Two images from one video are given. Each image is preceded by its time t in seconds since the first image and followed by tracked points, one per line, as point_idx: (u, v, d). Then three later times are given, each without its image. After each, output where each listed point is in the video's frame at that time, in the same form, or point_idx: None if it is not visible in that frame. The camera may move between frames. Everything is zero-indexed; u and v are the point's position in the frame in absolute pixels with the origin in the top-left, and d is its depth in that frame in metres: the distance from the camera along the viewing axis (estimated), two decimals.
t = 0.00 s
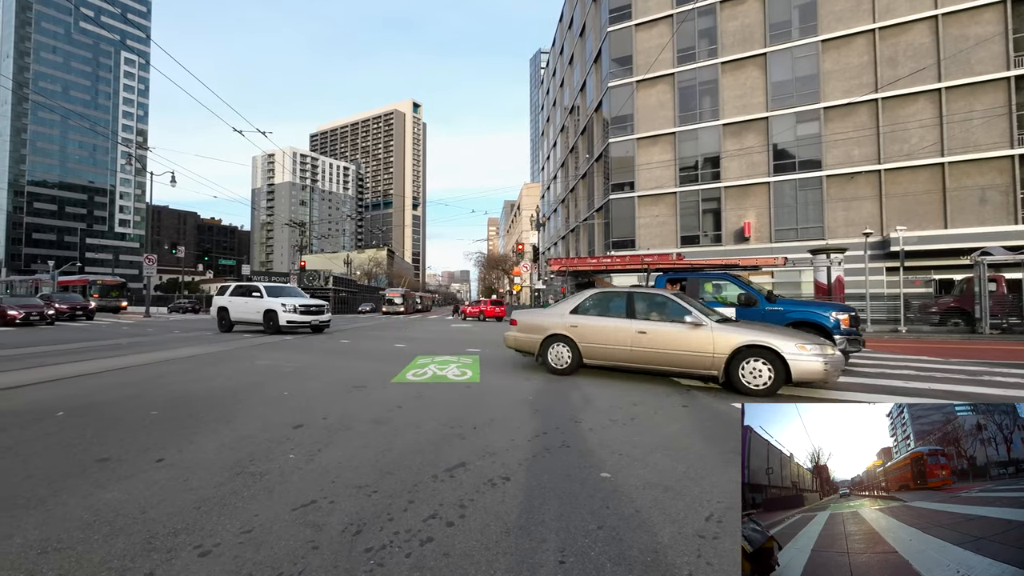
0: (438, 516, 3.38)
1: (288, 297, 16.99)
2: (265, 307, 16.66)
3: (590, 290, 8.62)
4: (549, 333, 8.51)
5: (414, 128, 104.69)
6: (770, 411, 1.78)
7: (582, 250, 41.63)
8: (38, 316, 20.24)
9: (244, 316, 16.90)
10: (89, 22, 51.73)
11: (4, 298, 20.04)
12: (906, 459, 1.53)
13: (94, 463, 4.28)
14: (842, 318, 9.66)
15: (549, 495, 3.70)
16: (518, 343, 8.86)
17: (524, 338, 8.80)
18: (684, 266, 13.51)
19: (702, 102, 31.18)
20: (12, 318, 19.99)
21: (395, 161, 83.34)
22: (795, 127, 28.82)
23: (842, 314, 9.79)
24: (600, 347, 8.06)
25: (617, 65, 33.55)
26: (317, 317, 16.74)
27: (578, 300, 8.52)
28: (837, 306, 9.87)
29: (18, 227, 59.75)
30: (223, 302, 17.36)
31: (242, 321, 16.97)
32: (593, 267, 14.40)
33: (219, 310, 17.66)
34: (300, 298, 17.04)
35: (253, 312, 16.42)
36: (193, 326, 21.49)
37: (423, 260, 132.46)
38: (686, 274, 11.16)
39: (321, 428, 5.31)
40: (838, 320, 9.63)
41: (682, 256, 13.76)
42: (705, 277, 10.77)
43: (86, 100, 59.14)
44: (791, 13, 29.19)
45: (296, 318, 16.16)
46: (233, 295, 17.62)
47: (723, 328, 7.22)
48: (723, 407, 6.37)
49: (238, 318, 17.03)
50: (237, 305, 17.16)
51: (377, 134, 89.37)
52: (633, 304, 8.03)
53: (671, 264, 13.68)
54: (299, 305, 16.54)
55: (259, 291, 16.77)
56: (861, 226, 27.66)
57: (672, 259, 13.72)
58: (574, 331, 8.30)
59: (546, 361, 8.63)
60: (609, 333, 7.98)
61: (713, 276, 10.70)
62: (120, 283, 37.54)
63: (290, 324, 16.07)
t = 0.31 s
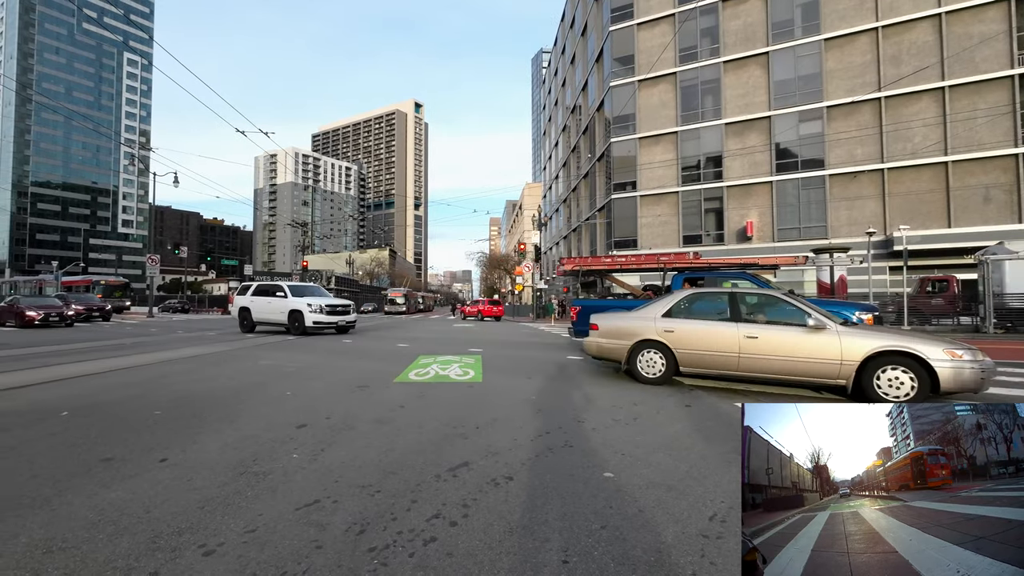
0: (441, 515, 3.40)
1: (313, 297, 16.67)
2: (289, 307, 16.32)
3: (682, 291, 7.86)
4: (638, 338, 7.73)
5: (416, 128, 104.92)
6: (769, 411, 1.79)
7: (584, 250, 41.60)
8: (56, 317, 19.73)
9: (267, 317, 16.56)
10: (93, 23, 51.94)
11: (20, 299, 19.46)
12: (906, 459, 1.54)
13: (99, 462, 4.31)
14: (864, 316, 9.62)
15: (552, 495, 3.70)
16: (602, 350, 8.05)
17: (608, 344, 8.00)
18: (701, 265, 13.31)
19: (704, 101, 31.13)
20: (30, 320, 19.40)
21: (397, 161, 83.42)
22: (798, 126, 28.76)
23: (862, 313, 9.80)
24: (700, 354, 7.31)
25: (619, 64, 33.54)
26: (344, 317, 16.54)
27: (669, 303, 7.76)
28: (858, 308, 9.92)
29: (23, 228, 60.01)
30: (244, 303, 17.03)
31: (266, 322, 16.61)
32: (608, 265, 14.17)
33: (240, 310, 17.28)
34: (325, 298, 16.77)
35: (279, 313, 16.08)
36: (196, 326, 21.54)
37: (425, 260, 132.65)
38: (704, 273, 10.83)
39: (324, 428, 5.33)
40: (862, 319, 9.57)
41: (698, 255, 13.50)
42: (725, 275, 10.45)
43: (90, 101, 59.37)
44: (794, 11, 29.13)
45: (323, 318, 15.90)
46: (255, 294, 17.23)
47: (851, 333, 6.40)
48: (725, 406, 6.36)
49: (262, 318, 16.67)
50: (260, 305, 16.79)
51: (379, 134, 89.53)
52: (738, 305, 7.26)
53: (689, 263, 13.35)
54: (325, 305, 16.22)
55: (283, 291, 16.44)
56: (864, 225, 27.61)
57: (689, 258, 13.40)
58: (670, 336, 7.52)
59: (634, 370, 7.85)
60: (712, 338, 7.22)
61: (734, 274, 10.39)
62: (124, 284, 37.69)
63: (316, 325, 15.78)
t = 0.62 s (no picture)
0: (443, 515, 3.41)
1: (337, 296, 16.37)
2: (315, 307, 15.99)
3: (792, 291, 7.17)
4: (749, 345, 7.01)
5: (418, 129, 105.11)
6: (770, 411, 1.79)
7: (586, 250, 41.54)
8: (78, 318, 19.44)
9: (291, 316, 16.22)
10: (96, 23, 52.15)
11: (41, 299, 19.06)
12: (906, 459, 1.54)
13: (102, 463, 4.32)
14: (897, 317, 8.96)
15: (554, 495, 3.71)
16: (704, 358, 7.36)
17: (712, 351, 7.31)
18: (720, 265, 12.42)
19: (706, 100, 31.06)
20: (51, 320, 19.10)
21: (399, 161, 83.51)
22: (801, 125, 28.69)
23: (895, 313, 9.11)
24: (825, 362, 6.64)
25: (620, 64, 33.50)
26: (370, 318, 16.34)
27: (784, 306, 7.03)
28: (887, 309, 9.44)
29: (26, 228, 60.29)
30: (266, 302, 16.66)
31: (291, 322, 16.27)
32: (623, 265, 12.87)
33: (262, 310, 16.87)
34: (350, 297, 16.51)
35: (305, 312, 15.76)
36: (199, 326, 21.57)
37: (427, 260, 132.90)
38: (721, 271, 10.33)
39: (326, 428, 5.34)
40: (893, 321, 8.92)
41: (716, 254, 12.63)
42: (743, 275, 10.03)
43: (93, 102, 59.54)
44: (796, 10, 29.07)
45: (351, 318, 15.66)
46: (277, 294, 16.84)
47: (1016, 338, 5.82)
48: (728, 406, 6.36)
49: (287, 318, 16.30)
50: (283, 305, 16.40)
51: (381, 134, 89.67)
52: (865, 308, 6.61)
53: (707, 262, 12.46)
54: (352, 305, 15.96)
55: (308, 290, 16.10)
56: (867, 224, 27.60)
57: (707, 257, 12.52)
58: (788, 342, 6.80)
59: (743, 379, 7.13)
60: (842, 345, 6.52)
61: (752, 274, 10.00)
62: (127, 284, 37.83)
63: (344, 325, 15.53)
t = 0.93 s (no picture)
0: (446, 515, 3.41)
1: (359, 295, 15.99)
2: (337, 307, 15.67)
3: (903, 290, 6.55)
4: (857, 350, 6.38)
5: (419, 129, 105.25)
6: (770, 411, 1.79)
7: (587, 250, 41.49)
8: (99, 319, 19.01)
9: (313, 317, 15.90)
10: (98, 25, 52.29)
11: (59, 299, 18.54)
12: (906, 458, 1.55)
13: (104, 462, 4.34)
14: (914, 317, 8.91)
15: (556, 495, 3.72)
16: (801, 363, 6.72)
17: (811, 356, 6.66)
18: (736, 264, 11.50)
19: (708, 99, 31.01)
20: (72, 322, 18.54)
21: (400, 162, 83.44)
22: (802, 125, 28.67)
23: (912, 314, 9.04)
24: (942, 369, 6.02)
25: (622, 63, 33.47)
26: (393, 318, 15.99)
27: (896, 306, 6.40)
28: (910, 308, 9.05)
29: (29, 229, 60.51)
30: (285, 303, 16.34)
31: (312, 322, 15.95)
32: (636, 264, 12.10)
33: (281, 310, 16.52)
34: (372, 295, 16.15)
35: (326, 312, 15.44)
36: (202, 326, 21.60)
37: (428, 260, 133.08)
38: (737, 271, 10.41)
39: (328, 428, 5.35)
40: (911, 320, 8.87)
41: (732, 252, 11.68)
42: (760, 275, 10.07)
43: (95, 102, 59.69)
44: (797, 9, 29.04)
45: (374, 319, 15.29)
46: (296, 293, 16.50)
47: None
48: (729, 406, 6.37)
49: (308, 318, 15.98)
50: (304, 305, 16.08)
51: (382, 135, 89.83)
52: (993, 308, 6.00)
53: (723, 260, 11.51)
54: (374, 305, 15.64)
55: (329, 289, 15.78)
56: (868, 224, 27.58)
57: (723, 255, 11.54)
58: (904, 346, 6.19)
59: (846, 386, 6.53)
60: (968, 351, 5.91)
61: (769, 274, 10.02)
62: (129, 284, 37.94)
63: (368, 325, 15.19)
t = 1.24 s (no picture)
0: (447, 515, 3.42)
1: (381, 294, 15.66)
2: (358, 307, 15.39)
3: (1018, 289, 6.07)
4: (971, 354, 5.95)
5: (420, 129, 105.35)
6: (770, 411, 1.80)
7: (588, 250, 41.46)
8: (122, 321, 18.13)
9: (334, 317, 15.64)
10: (99, 25, 52.34)
11: (81, 298, 17.89)
12: (907, 459, 1.55)
13: (106, 462, 4.35)
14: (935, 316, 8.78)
15: (557, 494, 3.72)
16: (904, 370, 6.32)
17: (915, 362, 6.25)
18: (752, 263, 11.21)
19: (709, 99, 30.99)
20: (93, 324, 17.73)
21: (401, 161, 83.47)
22: (803, 124, 28.67)
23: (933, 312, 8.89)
24: None
25: (623, 63, 33.45)
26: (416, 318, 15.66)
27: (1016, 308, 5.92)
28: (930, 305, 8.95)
29: (30, 229, 60.62)
30: (305, 302, 16.07)
31: (333, 322, 15.69)
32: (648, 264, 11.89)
33: (298, 310, 16.22)
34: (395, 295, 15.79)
35: (347, 313, 15.17)
36: (203, 326, 21.61)
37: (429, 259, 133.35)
38: (753, 270, 10.41)
39: (329, 428, 5.36)
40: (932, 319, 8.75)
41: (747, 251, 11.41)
42: (776, 274, 10.05)
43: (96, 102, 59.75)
44: (798, 8, 29.01)
45: (397, 320, 14.95)
46: (315, 292, 16.20)
47: None
48: (731, 406, 6.37)
49: (328, 318, 15.71)
50: (323, 304, 15.79)
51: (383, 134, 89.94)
52: None
53: (737, 259, 11.25)
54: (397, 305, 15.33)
55: (350, 288, 15.48)
56: (870, 223, 27.57)
57: (738, 255, 11.28)
58: (1023, 351, 5.78)
59: (956, 393, 6.10)
60: None
61: (786, 273, 9.98)
62: (130, 284, 37.99)
63: (390, 326, 14.88)
